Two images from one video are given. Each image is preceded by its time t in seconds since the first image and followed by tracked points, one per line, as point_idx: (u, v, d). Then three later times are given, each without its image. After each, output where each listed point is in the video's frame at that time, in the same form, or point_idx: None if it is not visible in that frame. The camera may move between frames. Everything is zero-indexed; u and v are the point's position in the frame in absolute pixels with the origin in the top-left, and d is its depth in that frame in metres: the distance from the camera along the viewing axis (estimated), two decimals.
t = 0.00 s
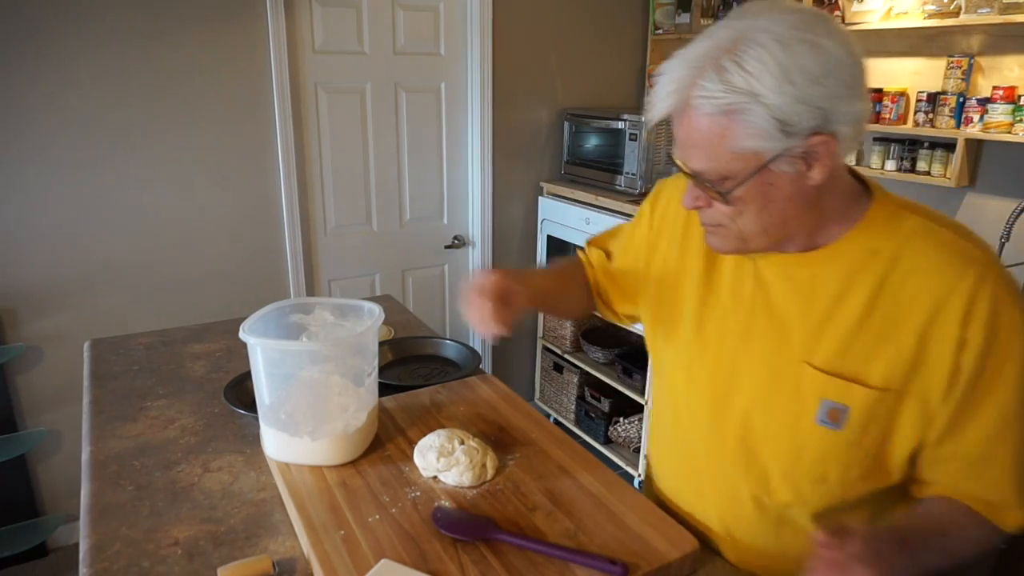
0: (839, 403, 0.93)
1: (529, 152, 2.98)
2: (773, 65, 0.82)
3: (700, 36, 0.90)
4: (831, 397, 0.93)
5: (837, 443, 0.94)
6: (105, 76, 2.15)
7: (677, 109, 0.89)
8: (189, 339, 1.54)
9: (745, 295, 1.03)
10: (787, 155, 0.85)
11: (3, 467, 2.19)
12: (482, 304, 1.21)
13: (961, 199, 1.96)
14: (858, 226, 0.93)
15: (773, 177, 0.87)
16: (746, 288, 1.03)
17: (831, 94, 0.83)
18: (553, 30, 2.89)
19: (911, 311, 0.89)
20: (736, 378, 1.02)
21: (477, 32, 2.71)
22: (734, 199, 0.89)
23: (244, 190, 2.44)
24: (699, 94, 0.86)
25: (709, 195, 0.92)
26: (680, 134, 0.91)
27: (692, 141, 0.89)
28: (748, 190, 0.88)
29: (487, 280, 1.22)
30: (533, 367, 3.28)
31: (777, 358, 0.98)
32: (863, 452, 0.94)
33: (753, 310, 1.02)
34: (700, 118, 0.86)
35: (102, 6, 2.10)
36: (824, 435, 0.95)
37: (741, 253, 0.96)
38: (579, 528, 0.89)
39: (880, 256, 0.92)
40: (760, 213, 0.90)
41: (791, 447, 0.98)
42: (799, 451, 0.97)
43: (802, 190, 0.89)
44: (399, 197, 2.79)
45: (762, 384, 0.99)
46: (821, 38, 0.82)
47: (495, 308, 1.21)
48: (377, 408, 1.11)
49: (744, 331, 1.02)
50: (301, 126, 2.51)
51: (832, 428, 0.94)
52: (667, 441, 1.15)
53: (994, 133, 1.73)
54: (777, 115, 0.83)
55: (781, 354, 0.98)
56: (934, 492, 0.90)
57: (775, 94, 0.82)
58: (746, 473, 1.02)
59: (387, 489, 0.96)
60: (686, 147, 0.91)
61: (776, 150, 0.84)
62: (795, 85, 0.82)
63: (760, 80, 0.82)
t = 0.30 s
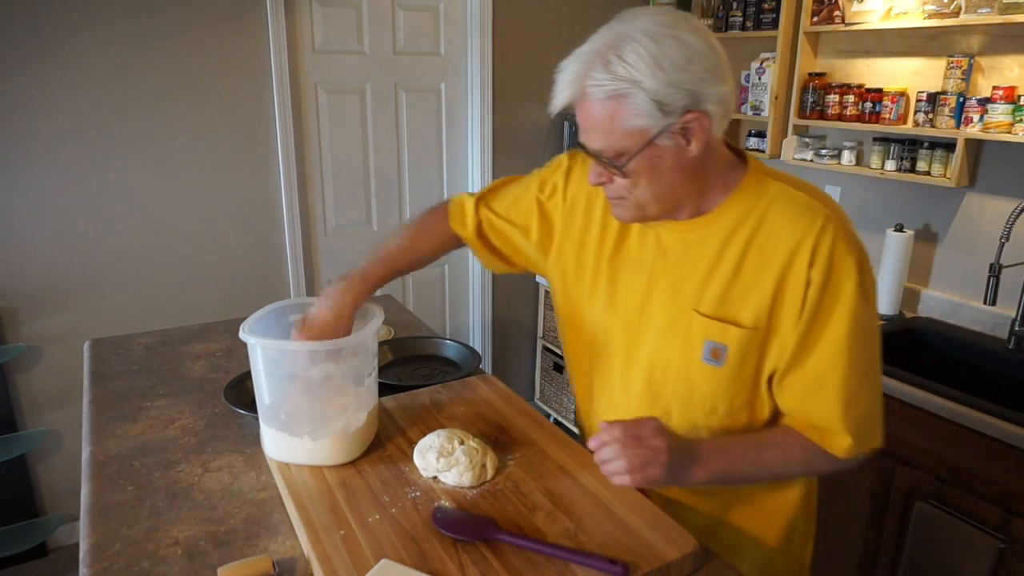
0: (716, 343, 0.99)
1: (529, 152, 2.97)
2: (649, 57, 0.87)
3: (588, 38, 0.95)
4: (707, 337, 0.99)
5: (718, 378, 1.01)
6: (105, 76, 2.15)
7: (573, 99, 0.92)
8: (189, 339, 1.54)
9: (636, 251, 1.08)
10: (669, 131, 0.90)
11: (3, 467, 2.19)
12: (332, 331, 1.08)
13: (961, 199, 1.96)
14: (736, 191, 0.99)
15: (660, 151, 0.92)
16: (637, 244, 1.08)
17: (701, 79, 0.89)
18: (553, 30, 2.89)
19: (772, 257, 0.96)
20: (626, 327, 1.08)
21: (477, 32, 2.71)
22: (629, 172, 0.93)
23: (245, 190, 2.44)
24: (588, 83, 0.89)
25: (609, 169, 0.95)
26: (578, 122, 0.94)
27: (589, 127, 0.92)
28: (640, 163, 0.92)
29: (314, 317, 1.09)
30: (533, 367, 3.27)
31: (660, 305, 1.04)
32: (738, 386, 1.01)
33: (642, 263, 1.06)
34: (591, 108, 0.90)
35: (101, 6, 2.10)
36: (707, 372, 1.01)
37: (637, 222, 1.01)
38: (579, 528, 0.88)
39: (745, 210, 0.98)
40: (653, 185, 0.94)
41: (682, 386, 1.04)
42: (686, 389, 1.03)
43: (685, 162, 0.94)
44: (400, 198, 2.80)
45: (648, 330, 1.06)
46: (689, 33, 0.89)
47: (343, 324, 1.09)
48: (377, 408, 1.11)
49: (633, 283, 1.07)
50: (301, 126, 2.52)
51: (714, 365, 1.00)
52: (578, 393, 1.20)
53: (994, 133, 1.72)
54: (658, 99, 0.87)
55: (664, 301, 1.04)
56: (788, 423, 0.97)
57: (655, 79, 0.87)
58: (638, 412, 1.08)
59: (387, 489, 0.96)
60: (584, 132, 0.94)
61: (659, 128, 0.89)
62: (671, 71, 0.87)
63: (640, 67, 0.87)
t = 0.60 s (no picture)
0: (692, 331, 1.01)
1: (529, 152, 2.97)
2: (625, 63, 0.89)
3: (554, 44, 0.95)
4: (684, 325, 1.01)
5: (693, 364, 1.03)
6: (104, 76, 2.15)
7: (550, 107, 0.93)
8: (188, 339, 1.54)
9: (608, 242, 1.09)
10: (648, 131, 0.92)
11: (3, 467, 2.19)
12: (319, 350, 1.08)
13: (961, 199, 1.96)
14: (700, 185, 1.02)
15: (640, 151, 0.94)
16: (608, 235, 1.09)
17: (674, 80, 0.91)
18: (553, 30, 2.89)
19: (744, 244, 0.99)
20: (603, 318, 1.10)
21: (477, 32, 2.71)
22: (612, 173, 0.94)
23: (245, 190, 2.44)
24: (567, 91, 0.90)
25: (588, 173, 0.96)
26: (554, 128, 0.94)
27: (568, 133, 0.93)
28: (622, 164, 0.94)
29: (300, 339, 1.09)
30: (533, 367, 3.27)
31: (636, 296, 1.06)
32: (713, 371, 1.03)
33: (615, 254, 1.08)
34: (570, 115, 0.91)
35: (102, 6, 2.10)
36: (682, 359, 1.03)
37: (616, 220, 1.02)
38: (579, 529, 0.88)
39: (716, 201, 1.01)
40: (634, 184, 0.96)
41: (657, 373, 1.05)
42: (661, 376, 1.05)
43: (662, 159, 0.97)
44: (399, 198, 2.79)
45: (624, 320, 1.07)
46: (658, 36, 0.91)
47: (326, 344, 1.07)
48: (377, 408, 1.11)
49: (608, 273, 1.09)
50: (301, 126, 2.52)
51: (690, 351, 1.02)
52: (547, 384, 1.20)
53: (994, 133, 1.72)
54: (636, 102, 0.89)
55: (641, 291, 1.06)
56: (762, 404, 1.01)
57: (633, 85, 0.89)
58: (614, 400, 1.10)
59: (387, 489, 0.96)
60: (561, 138, 0.94)
61: (638, 130, 0.91)
62: (647, 75, 0.89)
63: (618, 74, 0.88)
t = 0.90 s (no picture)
0: (692, 340, 1.01)
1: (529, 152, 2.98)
2: (634, 78, 0.88)
3: (555, 57, 0.95)
4: (685, 334, 1.01)
5: (692, 373, 1.03)
6: (104, 76, 2.15)
7: (558, 123, 0.92)
8: (188, 339, 1.54)
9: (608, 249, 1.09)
10: (656, 145, 0.93)
11: (3, 467, 2.19)
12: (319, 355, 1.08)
13: (961, 199, 1.96)
14: (701, 194, 1.02)
15: (649, 164, 0.94)
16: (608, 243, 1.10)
17: (680, 92, 0.92)
18: (553, 30, 2.88)
19: (745, 254, 0.99)
20: (603, 325, 1.10)
21: (477, 32, 2.71)
22: (622, 187, 0.95)
23: (245, 190, 2.44)
24: (576, 108, 0.90)
25: (594, 187, 0.96)
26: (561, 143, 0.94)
27: (576, 150, 0.92)
28: (631, 178, 0.94)
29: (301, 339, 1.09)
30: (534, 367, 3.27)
31: (637, 304, 1.06)
32: (713, 379, 1.03)
33: (615, 261, 1.08)
34: (579, 132, 0.91)
35: (102, 6, 2.10)
36: (682, 368, 1.03)
37: (621, 231, 1.02)
38: (579, 528, 0.88)
39: (718, 209, 1.01)
40: (642, 196, 0.97)
41: (656, 381, 1.05)
42: (660, 384, 1.05)
43: (667, 170, 0.97)
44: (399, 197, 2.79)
45: (625, 328, 1.07)
46: (664, 48, 0.90)
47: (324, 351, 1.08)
48: (377, 408, 1.11)
49: (608, 280, 1.09)
50: (301, 126, 2.52)
51: (690, 360, 1.02)
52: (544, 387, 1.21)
53: (994, 133, 1.72)
54: (647, 117, 0.89)
55: (642, 300, 1.06)
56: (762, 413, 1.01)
57: (643, 100, 0.89)
58: (613, 407, 1.10)
59: (387, 489, 0.96)
60: (568, 154, 0.94)
61: (649, 144, 0.91)
62: (656, 90, 0.89)
63: (627, 90, 0.88)
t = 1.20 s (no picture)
0: (696, 345, 1.00)
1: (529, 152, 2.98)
2: (654, 72, 0.88)
3: (574, 48, 0.95)
4: (689, 339, 1.01)
5: (697, 380, 1.02)
6: (104, 76, 2.15)
7: (573, 113, 0.92)
8: (188, 339, 1.54)
9: (618, 253, 1.10)
10: (670, 143, 0.93)
11: (3, 467, 2.19)
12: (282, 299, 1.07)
13: (961, 199, 1.96)
14: (710, 197, 1.02)
15: (661, 162, 0.94)
16: (618, 246, 1.10)
17: (699, 91, 0.92)
18: (553, 30, 2.88)
19: (752, 259, 0.98)
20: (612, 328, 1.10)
21: (477, 32, 2.71)
22: (632, 184, 0.94)
23: (245, 190, 2.44)
24: (593, 98, 0.89)
25: (604, 182, 0.95)
26: (575, 134, 0.93)
27: (590, 142, 0.92)
28: (642, 175, 0.94)
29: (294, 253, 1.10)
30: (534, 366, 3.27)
31: (646, 307, 1.06)
32: (720, 386, 1.02)
33: (625, 264, 1.09)
34: (594, 124, 0.90)
35: (101, 6, 2.09)
36: (687, 373, 1.02)
37: (630, 231, 1.02)
38: (579, 529, 0.88)
39: (728, 212, 1.01)
40: (652, 195, 0.96)
41: (661, 387, 1.05)
42: (665, 390, 1.04)
43: (679, 170, 0.97)
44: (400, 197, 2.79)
45: (632, 331, 1.08)
46: (685, 45, 0.90)
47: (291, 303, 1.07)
48: (377, 408, 1.11)
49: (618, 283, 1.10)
50: (301, 126, 2.52)
51: (694, 367, 1.01)
52: (552, 392, 1.21)
53: (994, 133, 1.72)
54: (664, 113, 0.89)
55: (650, 303, 1.06)
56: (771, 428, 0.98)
57: (661, 95, 0.88)
58: (620, 413, 1.09)
59: (387, 489, 0.95)
60: (581, 146, 0.93)
61: (663, 141, 0.91)
62: (675, 86, 0.89)
63: (647, 83, 0.88)
